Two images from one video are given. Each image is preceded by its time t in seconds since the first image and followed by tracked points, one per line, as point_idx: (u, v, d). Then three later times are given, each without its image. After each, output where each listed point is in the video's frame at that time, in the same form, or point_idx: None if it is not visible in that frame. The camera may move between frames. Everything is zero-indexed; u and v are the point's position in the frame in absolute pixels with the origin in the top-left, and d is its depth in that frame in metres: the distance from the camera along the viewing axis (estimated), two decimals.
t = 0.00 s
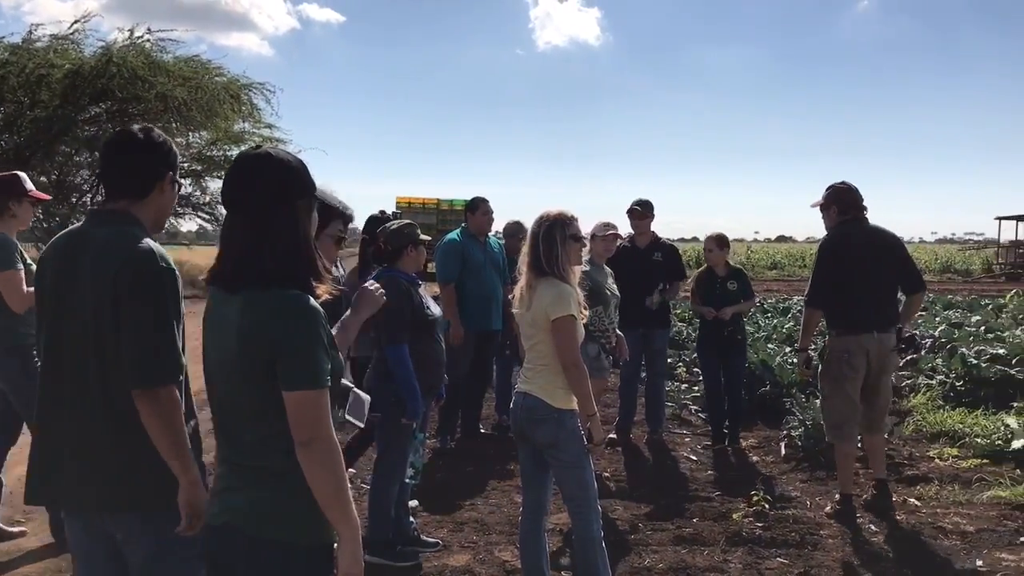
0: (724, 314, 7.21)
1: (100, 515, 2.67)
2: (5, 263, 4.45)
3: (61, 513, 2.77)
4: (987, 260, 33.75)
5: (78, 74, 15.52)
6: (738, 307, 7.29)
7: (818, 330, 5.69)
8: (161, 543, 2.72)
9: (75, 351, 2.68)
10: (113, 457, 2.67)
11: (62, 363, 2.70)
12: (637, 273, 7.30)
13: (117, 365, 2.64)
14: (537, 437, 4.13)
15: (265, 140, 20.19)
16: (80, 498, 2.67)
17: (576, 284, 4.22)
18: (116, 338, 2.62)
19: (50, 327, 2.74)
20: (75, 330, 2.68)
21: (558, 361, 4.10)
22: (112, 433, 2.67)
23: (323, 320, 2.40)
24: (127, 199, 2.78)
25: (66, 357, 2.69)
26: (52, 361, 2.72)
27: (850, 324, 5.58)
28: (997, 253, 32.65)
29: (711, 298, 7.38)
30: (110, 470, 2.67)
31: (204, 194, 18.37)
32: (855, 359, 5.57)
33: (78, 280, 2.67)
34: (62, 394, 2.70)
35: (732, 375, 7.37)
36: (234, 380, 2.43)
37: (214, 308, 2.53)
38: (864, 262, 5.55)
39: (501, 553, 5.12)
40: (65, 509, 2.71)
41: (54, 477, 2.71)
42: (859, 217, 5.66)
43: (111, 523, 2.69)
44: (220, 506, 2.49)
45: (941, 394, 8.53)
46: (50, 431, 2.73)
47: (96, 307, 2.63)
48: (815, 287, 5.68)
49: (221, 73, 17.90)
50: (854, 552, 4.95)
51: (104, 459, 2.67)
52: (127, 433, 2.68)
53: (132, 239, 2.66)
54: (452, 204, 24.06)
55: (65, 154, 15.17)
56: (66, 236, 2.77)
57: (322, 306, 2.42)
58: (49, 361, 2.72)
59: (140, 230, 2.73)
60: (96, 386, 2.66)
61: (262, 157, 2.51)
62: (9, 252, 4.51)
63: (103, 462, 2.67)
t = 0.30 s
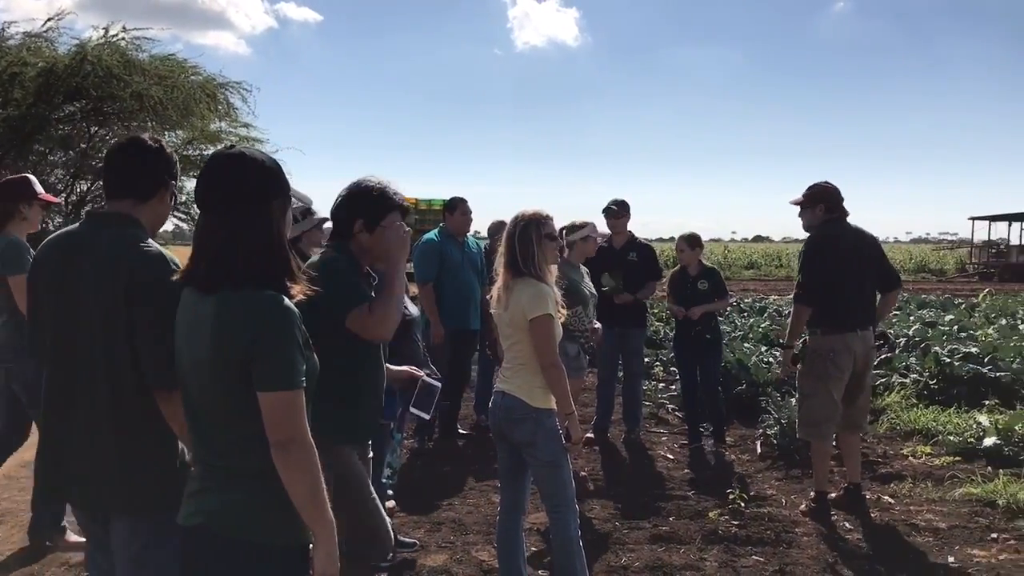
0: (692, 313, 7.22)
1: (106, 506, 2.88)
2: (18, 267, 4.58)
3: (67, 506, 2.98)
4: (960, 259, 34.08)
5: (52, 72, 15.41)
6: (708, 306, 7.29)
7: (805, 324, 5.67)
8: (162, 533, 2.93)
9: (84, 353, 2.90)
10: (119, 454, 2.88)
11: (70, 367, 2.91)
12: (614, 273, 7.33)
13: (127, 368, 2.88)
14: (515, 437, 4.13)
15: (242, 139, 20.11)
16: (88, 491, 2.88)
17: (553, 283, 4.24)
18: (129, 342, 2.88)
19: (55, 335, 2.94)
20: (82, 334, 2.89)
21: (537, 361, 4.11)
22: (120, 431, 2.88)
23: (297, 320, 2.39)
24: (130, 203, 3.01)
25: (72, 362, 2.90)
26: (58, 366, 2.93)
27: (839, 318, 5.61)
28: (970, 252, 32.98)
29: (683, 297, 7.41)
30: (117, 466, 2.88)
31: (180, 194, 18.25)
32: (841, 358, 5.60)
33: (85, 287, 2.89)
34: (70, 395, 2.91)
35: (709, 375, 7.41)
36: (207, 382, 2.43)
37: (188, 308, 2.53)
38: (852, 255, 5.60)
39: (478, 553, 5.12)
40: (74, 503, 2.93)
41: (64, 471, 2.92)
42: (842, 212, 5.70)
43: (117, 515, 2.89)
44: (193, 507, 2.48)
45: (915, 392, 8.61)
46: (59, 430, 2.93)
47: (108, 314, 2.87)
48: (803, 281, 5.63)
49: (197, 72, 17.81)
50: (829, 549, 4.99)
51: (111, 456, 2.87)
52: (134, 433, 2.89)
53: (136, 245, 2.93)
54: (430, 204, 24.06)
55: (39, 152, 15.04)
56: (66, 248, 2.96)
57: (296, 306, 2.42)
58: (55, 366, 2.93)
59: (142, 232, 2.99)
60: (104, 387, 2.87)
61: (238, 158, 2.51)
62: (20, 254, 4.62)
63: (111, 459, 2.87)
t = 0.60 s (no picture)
0: (664, 310, 7.24)
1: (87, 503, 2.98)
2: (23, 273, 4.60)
3: (50, 503, 3.08)
4: (932, 258, 34.44)
5: (23, 69, 15.26)
6: (684, 304, 7.29)
7: (801, 321, 5.63)
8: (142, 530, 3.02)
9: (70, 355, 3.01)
10: (104, 453, 2.99)
11: (60, 364, 3.02)
12: (589, 272, 7.34)
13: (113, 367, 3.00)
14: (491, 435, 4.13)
15: (217, 138, 20.00)
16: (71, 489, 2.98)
17: (528, 283, 4.24)
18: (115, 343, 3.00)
19: (42, 333, 3.05)
20: (69, 337, 3.01)
21: (511, 359, 4.11)
22: (105, 430, 2.99)
23: (271, 319, 2.38)
24: (112, 202, 3.13)
25: (60, 357, 3.02)
26: (47, 363, 3.04)
27: (828, 316, 5.65)
28: (942, 251, 33.33)
29: (659, 296, 7.43)
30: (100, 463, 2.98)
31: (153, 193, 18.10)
32: (828, 356, 5.63)
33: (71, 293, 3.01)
34: (57, 396, 3.03)
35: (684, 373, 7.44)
36: (178, 383, 2.42)
37: (159, 309, 2.51)
38: (841, 252, 5.66)
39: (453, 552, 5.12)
40: (58, 498, 3.02)
41: (47, 470, 3.02)
42: (825, 209, 5.74)
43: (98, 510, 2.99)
44: (164, 509, 2.47)
45: (887, 389, 8.70)
46: (44, 430, 3.04)
47: (97, 317, 3.00)
48: (801, 278, 5.58)
49: (170, 70, 17.68)
50: (802, 545, 5.02)
51: (94, 455, 2.98)
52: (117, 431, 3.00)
53: (114, 241, 3.06)
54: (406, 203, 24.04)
55: (9, 150, 14.88)
56: (47, 248, 3.07)
57: (270, 306, 2.41)
58: (44, 362, 3.04)
59: (119, 227, 3.11)
60: (92, 387, 2.99)
61: (208, 157, 2.48)
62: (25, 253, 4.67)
63: (95, 458, 2.98)
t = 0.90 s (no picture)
0: (645, 309, 7.27)
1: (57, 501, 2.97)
2: None
3: (16, 501, 3.05)
4: (904, 256, 34.81)
5: None
6: (662, 303, 7.31)
7: (793, 320, 5.58)
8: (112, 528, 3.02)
9: (40, 354, 3.00)
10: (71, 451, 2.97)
11: (26, 360, 3.00)
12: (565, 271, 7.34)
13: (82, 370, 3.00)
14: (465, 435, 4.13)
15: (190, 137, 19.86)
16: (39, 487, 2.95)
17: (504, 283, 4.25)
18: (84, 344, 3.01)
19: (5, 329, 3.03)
20: (38, 336, 2.99)
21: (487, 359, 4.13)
22: (73, 426, 2.99)
23: (240, 318, 2.37)
24: (69, 205, 3.12)
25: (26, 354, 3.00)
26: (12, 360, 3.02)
27: (811, 311, 5.68)
28: (913, 251, 33.68)
29: (638, 295, 7.44)
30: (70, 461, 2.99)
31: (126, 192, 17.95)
32: (811, 352, 5.70)
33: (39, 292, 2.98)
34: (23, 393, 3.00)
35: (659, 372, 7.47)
36: (146, 383, 2.39)
37: (127, 307, 2.49)
38: (822, 248, 5.69)
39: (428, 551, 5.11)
40: (27, 495, 2.99)
41: (13, 468, 2.98)
42: (800, 206, 5.78)
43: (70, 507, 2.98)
44: (135, 510, 2.44)
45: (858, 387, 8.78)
46: (13, 426, 3.01)
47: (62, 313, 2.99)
48: (791, 279, 5.54)
49: (142, 69, 17.56)
50: (776, 542, 5.06)
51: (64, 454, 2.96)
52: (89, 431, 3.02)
53: (69, 236, 3.03)
54: (381, 203, 23.97)
55: None
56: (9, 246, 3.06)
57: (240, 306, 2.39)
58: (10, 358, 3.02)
59: (76, 225, 3.10)
60: (59, 385, 2.98)
61: (178, 155, 2.46)
62: None
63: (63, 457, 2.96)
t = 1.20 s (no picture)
0: (622, 311, 7.28)
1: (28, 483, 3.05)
2: None
3: None
4: (876, 258, 35.12)
5: None
6: (640, 305, 7.32)
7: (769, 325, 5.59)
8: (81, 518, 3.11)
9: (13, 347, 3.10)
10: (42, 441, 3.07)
11: None
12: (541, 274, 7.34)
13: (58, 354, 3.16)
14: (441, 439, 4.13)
15: (163, 138, 19.71)
16: (4, 474, 3.03)
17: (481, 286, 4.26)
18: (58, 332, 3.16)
19: None
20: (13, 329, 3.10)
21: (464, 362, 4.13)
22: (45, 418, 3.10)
23: (219, 320, 2.36)
24: (37, 203, 3.27)
25: None
26: None
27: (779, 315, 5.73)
28: (886, 253, 33.99)
29: (617, 297, 7.45)
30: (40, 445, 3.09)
31: (98, 193, 17.80)
32: (785, 352, 5.75)
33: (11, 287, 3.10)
34: None
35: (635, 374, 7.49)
36: (121, 385, 2.37)
37: (99, 307, 2.46)
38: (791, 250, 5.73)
39: (403, 554, 5.11)
40: None
41: None
42: (767, 207, 5.79)
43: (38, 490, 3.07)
44: (108, 514, 2.41)
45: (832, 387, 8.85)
46: None
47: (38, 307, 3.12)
48: (763, 284, 5.56)
49: (115, 69, 17.44)
50: (749, 542, 5.09)
51: (36, 444, 3.06)
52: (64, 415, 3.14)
53: (39, 234, 3.17)
54: (357, 204, 23.89)
55: None
56: None
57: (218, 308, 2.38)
58: None
59: (44, 221, 3.24)
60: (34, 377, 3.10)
61: (159, 158, 2.45)
62: None
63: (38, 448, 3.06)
